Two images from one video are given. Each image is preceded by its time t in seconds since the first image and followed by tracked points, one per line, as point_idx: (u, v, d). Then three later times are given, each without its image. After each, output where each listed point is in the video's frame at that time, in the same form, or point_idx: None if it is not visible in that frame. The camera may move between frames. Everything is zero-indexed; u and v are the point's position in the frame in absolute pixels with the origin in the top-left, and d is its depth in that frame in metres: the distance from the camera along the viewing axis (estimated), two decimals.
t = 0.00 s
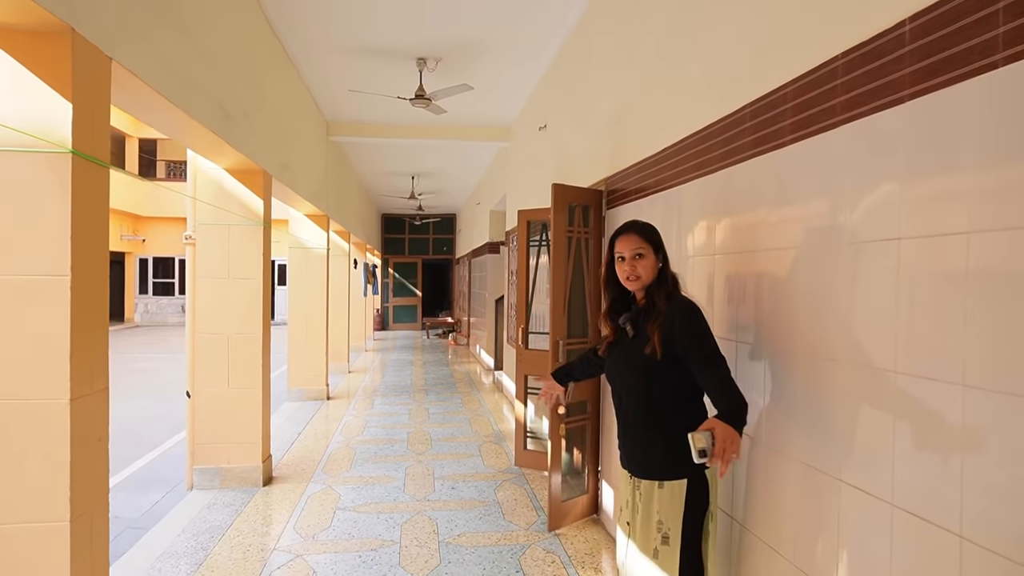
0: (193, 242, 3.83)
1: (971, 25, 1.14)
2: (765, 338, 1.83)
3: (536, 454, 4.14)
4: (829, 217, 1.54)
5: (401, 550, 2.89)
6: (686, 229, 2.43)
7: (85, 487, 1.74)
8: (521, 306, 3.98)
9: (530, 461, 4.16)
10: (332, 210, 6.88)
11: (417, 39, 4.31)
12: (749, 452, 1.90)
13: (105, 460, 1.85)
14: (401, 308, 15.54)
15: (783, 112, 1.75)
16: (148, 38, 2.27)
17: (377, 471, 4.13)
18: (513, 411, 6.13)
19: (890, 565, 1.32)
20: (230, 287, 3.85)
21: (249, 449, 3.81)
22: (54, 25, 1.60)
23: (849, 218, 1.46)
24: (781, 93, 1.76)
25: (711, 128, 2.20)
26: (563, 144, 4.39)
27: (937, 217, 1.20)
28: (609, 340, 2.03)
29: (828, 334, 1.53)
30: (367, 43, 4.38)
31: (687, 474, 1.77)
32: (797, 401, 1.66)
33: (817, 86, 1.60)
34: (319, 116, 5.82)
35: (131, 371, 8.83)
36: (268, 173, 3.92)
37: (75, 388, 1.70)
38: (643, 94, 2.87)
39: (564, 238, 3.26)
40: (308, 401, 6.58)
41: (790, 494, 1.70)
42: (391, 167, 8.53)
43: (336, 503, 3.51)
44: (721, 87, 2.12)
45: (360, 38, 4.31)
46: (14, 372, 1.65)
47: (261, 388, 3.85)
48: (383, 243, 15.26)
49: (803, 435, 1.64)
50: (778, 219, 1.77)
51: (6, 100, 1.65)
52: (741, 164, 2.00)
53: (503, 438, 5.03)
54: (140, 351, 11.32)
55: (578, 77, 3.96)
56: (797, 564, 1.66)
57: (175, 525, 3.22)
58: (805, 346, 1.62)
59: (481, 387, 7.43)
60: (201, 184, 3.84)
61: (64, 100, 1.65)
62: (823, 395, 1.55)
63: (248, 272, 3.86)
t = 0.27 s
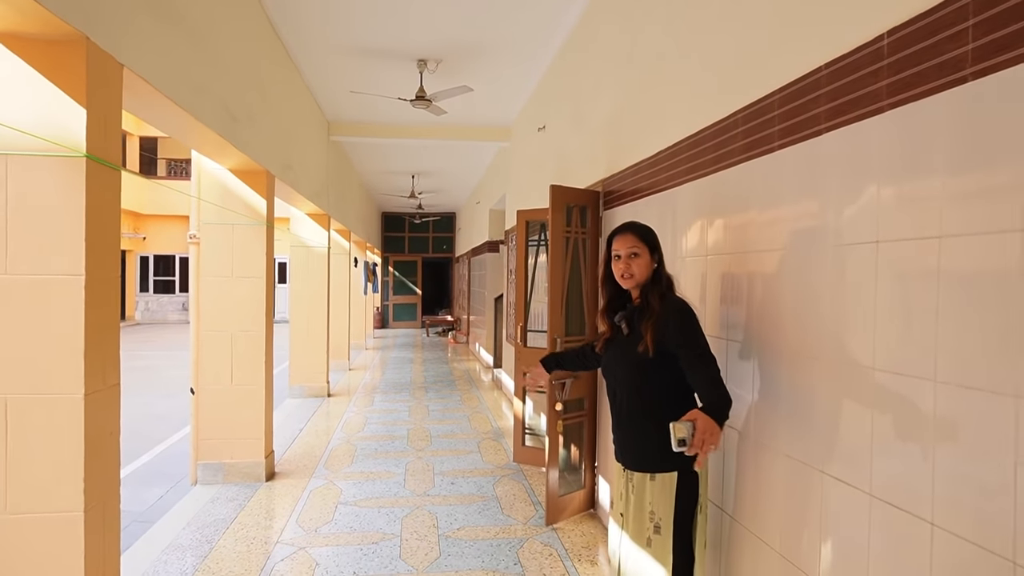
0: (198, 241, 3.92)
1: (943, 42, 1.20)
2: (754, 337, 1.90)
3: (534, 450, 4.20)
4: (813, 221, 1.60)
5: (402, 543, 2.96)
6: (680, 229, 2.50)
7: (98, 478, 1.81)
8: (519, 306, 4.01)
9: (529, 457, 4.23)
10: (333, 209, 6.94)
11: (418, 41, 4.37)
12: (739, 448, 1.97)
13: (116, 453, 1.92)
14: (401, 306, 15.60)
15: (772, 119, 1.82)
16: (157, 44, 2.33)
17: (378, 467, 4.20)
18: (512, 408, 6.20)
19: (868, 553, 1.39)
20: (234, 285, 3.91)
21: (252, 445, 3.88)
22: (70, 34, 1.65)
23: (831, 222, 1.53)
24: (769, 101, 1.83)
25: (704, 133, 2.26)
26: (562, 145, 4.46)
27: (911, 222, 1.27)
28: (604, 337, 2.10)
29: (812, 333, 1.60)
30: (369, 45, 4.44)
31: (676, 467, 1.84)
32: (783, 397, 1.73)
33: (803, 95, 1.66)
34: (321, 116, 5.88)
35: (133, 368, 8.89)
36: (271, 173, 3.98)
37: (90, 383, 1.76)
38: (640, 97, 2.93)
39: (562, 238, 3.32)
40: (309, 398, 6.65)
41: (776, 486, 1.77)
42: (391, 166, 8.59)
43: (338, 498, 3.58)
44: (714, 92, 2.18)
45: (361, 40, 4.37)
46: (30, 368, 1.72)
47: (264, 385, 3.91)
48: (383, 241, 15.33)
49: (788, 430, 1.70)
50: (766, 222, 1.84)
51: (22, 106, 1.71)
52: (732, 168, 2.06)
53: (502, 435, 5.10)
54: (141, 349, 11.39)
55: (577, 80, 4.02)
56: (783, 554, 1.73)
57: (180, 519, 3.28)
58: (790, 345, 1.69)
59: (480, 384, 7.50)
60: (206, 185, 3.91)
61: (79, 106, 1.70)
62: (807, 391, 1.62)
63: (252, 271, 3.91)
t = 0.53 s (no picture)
0: (201, 237, 3.92)
1: (920, 54, 1.27)
2: (745, 333, 1.96)
3: (532, 445, 4.27)
4: (802, 221, 1.67)
5: (402, 534, 3.03)
6: (676, 228, 2.57)
7: (112, 466, 1.87)
8: (518, 303, 4.09)
9: (526, 452, 4.29)
10: (334, 207, 7.00)
11: (419, 41, 4.43)
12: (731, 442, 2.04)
13: (129, 443, 1.98)
14: (400, 304, 15.67)
15: (763, 123, 1.88)
16: (167, 46, 2.39)
17: (379, 461, 4.26)
18: (510, 404, 6.27)
19: (851, 539, 1.46)
20: (237, 281, 3.97)
21: (254, 439, 3.94)
22: (85, 38, 1.71)
23: (819, 223, 1.59)
24: (761, 106, 1.89)
25: (699, 136, 2.33)
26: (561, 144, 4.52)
27: (892, 224, 1.33)
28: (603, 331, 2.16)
29: (800, 329, 1.66)
30: (371, 45, 4.50)
31: (669, 456, 1.90)
32: (773, 391, 1.80)
33: (792, 100, 1.72)
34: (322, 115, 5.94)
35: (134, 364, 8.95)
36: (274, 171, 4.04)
37: (104, 375, 1.82)
38: (638, 99, 2.99)
39: (561, 237, 3.38)
40: (310, 394, 6.71)
41: (766, 476, 1.83)
42: (391, 164, 8.65)
43: (340, 491, 3.65)
44: (708, 95, 2.24)
45: (363, 40, 4.43)
46: (45, 360, 1.77)
47: (267, 379, 3.98)
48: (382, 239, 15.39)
49: (777, 422, 1.77)
50: (758, 223, 1.90)
51: (39, 107, 1.76)
52: (726, 169, 2.12)
53: (501, 430, 5.17)
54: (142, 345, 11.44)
55: (576, 80, 4.08)
56: (773, 542, 1.79)
57: (185, 510, 3.35)
58: (779, 341, 1.76)
59: (479, 381, 7.56)
60: (210, 183, 3.99)
61: (94, 107, 1.75)
62: (795, 385, 1.68)
63: (254, 268, 3.99)
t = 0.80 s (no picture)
0: (210, 237, 4.04)
1: (912, 61, 1.32)
2: (744, 330, 2.02)
3: (536, 442, 4.34)
4: (799, 221, 1.72)
5: (409, 528, 3.08)
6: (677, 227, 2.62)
7: (131, 459, 1.93)
8: (523, 300, 4.16)
9: (530, 449, 4.35)
10: (339, 205, 7.06)
11: (425, 42, 4.48)
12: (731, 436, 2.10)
13: (145, 437, 2.03)
14: (403, 302, 15.73)
15: (762, 125, 1.93)
16: (182, 50, 2.45)
17: (385, 457, 4.32)
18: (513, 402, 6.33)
19: (846, 528, 1.51)
20: (246, 279, 4.04)
21: (262, 435, 4.00)
22: (105, 43, 1.76)
23: (816, 223, 1.65)
24: (760, 109, 1.94)
25: (700, 137, 2.38)
26: (565, 144, 4.57)
27: (886, 224, 1.38)
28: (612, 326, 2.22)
29: (797, 326, 1.72)
30: (376, 46, 4.55)
31: (670, 450, 1.95)
32: (771, 386, 1.85)
33: (790, 103, 1.77)
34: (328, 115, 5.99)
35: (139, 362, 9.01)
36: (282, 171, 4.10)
37: (122, 370, 1.88)
38: (641, 100, 3.05)
39: (564, 236, 3.44)
40: (315, 392, 6.78)
41: (764, 469, 1.89)
42: (396, 164, 8.71)
43: (347, 486, 3.70)
44: (710, 97, 2.30)
45: (369, 41, 4.48)
46: (66, 355, 1.83)
47: (274, 376, 4.03)
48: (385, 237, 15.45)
49: (775, 416, 1.82)
50: (757, 222, 1.95)
51: (60, 110, 1.82)
52: (726, 170, 2.17)
53: (505, 427, 5.23)
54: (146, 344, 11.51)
55: (580, 81, 4.13)
56: (772, 533, 1.84)
57: (195, 505, 3.41)
58: (778, 338, 1.81)
59: (483, 379, 7.61)
60: (219, 183, 4.03)
61: (113, 110, 1.81)
62: (793, 379, 1.74)
63: (262, 266, 4.05)
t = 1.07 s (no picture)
0: (214, 242, 4.05)
1: (899, 75, 1.37)
2: (740, 334, 2.07)
3: (536, 444, 4.38)
4: (792, 228, 1.77)
5: (411, 529, 3.13)
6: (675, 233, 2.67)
7: (141, 460, 1.98)
8: (523, 304, 4.20)
9: (530, 450, 4.40)
10: (340, 209, 7.10)
11: (426, 49, 4.54)
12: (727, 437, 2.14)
13: (153, 440, 2.08)
14: (403, 305, 15.78)
15: (757, 134, 1.98)
16: (189, 60, 2.50)
17: (387, 459, 4.37)
18: (514, 404, 6.37)
19: (837, 527, 1.55)
20: (250, 283, 4.09)
21: (266, 437, 4.05)
22: (117, 56, 1.81)
23: (808, 230, 1.70)
24: (755, 118, 1.99)
25: (697, 145, 2.43)
26: (565, 149, 4.62)
27: (874, 232, 1.44)
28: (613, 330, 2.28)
29: (790, 329, 1.77)
30: (378, 53, 4.61)
31: (663, 452, 2.00)
32: (766, 389, 1.90)
33: (783, 114, 1.82)
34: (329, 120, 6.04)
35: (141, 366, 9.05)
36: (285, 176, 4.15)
37: (132, 373, 1.92)
38: (640, 107, 3.10)
39: (564, 241, 3.48)
40: (317, 395, 6.82)
41: (759, 469, 1.93)
42: (396, 168, 8.76)
43: (349, 487, 3.75)
44: (706, 106, 2.34)
45: (371, 48, 4.54)
46: (79, 359, 1.88)
47: (278, 378, 4.08)
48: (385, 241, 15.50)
49: (770, 417, 1.87)
50: (752, 231, 2.00)
51: (73, 121, 1.87)
52: (722, 177, 2.22)
53: (505, 429, 5.28)
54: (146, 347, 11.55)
55: (580, 87, 4.18)
56: (767, 533, 1.88)
57: (200, 506, 3.45)
58: (772, 341, 1.86)
59: (483, 382, 7.65)
60: (222, 188, 4.09)
61: (125, 120, 1.86)
62: (786, 382, 1.78)
63: (265, 270, 4.10)
